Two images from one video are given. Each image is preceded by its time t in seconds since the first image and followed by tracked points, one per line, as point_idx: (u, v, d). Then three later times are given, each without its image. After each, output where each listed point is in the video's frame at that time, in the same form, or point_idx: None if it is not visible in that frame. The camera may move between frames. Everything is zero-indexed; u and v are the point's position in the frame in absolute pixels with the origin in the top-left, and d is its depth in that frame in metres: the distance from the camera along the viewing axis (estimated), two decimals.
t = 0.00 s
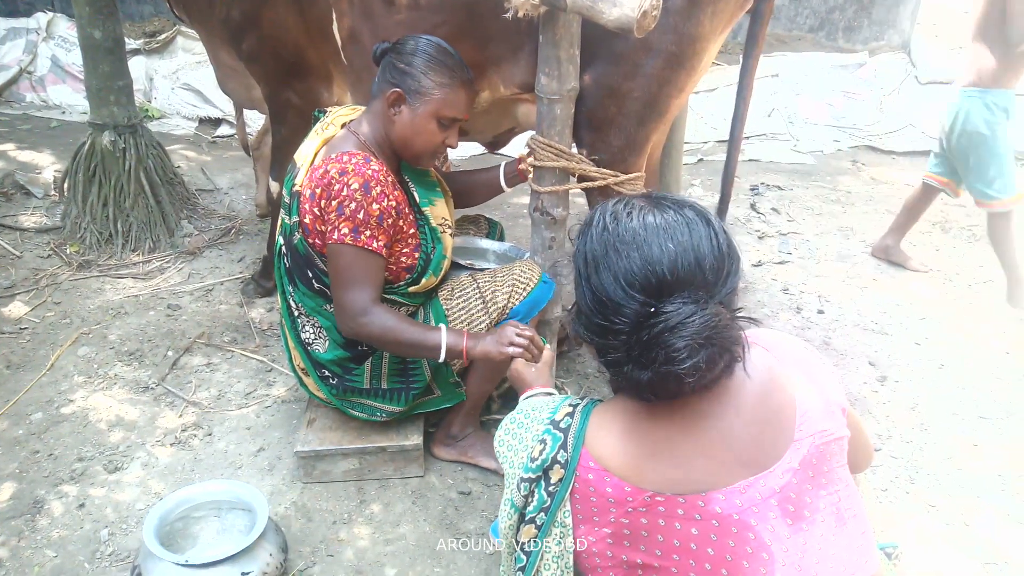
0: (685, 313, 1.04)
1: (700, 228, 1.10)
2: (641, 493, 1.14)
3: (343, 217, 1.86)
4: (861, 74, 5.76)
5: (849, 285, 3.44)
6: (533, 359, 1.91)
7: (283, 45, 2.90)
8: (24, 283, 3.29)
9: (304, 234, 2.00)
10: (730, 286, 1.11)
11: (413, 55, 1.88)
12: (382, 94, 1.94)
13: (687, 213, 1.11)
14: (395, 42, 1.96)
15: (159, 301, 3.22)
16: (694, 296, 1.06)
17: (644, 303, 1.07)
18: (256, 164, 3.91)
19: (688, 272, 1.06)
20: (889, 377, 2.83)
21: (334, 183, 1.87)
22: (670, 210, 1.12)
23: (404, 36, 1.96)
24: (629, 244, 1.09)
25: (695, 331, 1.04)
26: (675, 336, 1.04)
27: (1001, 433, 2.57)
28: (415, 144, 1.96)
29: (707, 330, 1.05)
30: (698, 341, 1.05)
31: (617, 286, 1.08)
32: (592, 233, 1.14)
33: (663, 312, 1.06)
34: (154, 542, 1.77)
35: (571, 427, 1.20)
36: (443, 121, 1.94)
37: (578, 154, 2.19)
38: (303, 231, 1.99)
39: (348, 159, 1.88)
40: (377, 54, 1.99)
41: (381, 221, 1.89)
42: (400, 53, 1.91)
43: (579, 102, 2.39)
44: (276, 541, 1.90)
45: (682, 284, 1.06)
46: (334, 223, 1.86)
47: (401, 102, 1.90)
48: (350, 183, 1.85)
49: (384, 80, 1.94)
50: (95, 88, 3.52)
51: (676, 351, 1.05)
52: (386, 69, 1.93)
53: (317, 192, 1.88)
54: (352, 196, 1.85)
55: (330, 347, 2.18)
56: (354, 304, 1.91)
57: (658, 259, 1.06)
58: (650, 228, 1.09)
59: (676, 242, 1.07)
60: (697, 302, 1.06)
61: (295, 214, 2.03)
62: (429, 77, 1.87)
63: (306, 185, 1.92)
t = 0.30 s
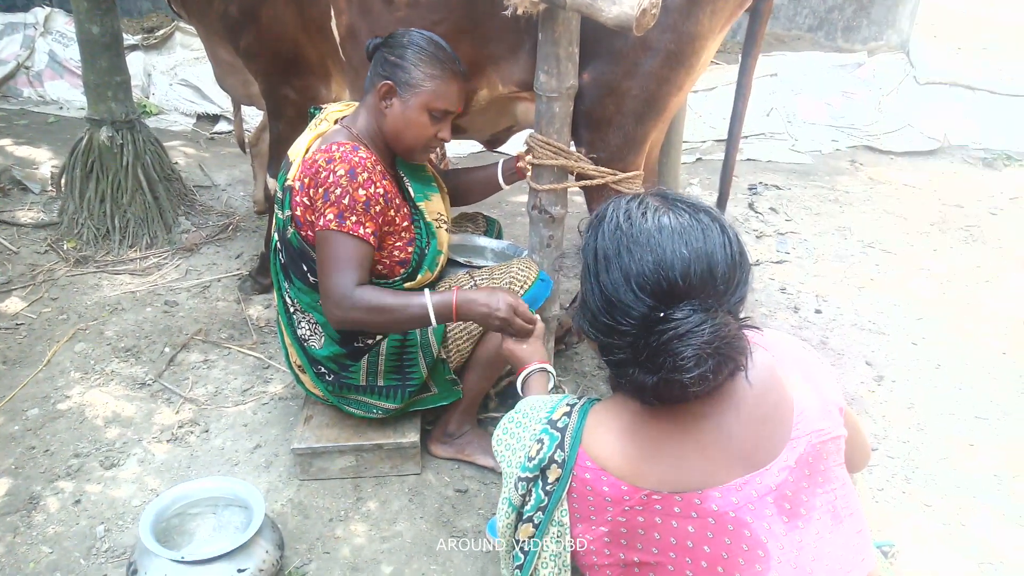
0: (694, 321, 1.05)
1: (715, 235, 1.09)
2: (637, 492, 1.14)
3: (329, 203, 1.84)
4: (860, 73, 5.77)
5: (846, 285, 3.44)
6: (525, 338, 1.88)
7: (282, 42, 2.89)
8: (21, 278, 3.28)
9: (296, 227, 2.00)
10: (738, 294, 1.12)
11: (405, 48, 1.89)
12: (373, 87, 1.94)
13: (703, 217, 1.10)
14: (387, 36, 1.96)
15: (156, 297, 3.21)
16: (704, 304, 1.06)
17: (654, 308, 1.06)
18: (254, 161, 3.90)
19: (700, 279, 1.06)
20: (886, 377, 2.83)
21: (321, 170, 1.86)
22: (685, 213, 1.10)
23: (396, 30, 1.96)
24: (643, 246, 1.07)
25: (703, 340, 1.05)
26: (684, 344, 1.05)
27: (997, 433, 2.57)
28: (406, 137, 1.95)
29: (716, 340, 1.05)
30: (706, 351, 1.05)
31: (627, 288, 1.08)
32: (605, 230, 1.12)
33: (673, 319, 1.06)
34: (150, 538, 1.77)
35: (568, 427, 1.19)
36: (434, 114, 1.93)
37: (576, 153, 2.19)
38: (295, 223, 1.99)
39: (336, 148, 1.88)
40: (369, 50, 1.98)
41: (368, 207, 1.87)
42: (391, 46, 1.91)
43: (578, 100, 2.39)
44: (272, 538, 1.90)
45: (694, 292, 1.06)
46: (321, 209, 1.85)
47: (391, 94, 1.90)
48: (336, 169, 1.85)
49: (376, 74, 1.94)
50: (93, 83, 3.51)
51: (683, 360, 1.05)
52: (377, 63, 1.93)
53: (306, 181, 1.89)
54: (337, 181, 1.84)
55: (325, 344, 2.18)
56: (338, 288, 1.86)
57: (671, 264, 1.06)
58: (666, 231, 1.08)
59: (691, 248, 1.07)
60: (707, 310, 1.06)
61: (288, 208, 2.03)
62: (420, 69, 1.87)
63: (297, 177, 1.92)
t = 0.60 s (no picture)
0: (693, 311, 1.04)
1: (714, 226, 1.09)
2: (638, 481, 1.14)
3: (324, 188, 1.84)
4: (856, 70, 5.78)
5: (842, 282, 3.45)
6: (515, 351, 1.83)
7: (277, 36, 2.88)
8: (14, 272, 3.27)
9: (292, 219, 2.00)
10: (737, 286, 1.11)
11: (397, 39, 1.88)
12: (365, 80, 1.94)
13: (702, 209, 1.10)
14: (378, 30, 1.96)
15: (150, 291, 3.20)
16: (702, 294, 1.06)
17: (652, 298, 1.07)
18: (249, 155, 3.89)
19: (698, 270, 1.06)
20: (880, 373, 2.84)
21: (316, 158, 1.87)
22: (684, 205, 1.10)
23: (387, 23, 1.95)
24: (640, 237, 1.08)
25: (701, 329, 1.04)
26: (681, 333, 1.04)
27: (991, 430, 2.58)
28: (398, 130, 1.95)
29: (713, 330, 1.05)
30: (703, 340, 1.05)
31: (625, 279, 1.08)
32: (604, 222, 1.12)
33: (671, 309, 1.05)
34: (144, 532, 1.77)
35: (572, 413, 1.19)
36: (426, 105, 1.92)
37: (573, 148, 2.18)
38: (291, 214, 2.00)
39: (329, 137, 1.88)
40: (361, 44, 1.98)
41: (363, 191, 1.86)
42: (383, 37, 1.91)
43: (574, 96, 2.39)
44: (266, 532, 1.89)
45: (692, 282, 1.06)
46: (317, 195, 1.85)
47: (383, 85, 1.90)
48: (330, 155, 1.85)
49: (368, 66, 1.93)
50: (88, 76, 3.49)
51: (681, 349, 1.05)
52: (370, 56, 1.93)
53: (300, 170, 1.90)
54: (330, 167, 1.84)
55: (321, 338, 2.18)
56: (333, 272, 1.81)
57: (669, 255, 1.06)
58: (664, 222, 1.08)
59: (689, 238, 1.07)
60: (705, 300, 1.06)
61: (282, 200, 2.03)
62: (411, 60, 1.87)
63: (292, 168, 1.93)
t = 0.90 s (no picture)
0: (695, 309, 1.04)
1: (716, 224, 1.09)
2: (639, 486, 1.14)
3: (320, 193, 1.84)
4: (852, 69, 5.78)
5: (837, 280, 3.45)
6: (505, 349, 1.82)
7: (273, 32, 2.87)
8: (7, 268, 3.25)
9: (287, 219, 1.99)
10: (739, 285, 1.11)
11: (388, 37, 1.86)
12: (361, 80, 1.91)
13: (704, 206, 1.10)
14: (365, 23, 1.92)
15: (144, 288, 3.19)
16: (703, 292, 1.06)
17: (653, 295, 1.06)
18: (244, 152, 3.88)
19: (700, 267, 1.06)
20: (875, 371, 2.85)
21: (309, 160, 1.86)
22: (686, 202, 1.10)
23: (373, 16, 1.92)
24: (643, 233, 1.07)
25: (702, 328, 1.04)
26: (682, 332, 1.04)
27: (985, 428, 2.59)
28: (404, 126, 1.97)
29: (715, 329, 1.05)
30: (704, 339, 1.04)
31: (626, 276, 1.07)
32: (605, 219, 1.12)
33: (672, 307, 1.05)
34: (137, 529, 1.77)
35: (570, 415, 1.18)
36: (428, 99, 1.94)
37: (568, 145, 2.18)
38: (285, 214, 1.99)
39: (323, 138, 1.87)
40: (346, 40, 1.94)
41: (359, 195, 1.86)
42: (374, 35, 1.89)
43: (570, 93, 2.38)
44: (259, 530, 1.89)
45: (694, 280, 1.06)
46: (313, 199, 1.84)
47: (388, 88, 1.89)
48: (325, 158, 1.84)
49: (360, 66, 1.90)
50: (81, 71, 3.47)
51: (682, 348, 1.04)
52: (360, 55, 1.89)
53: (294, 170, 1.89)
54: (325, 170, 1.84)
55: (315, 336, 2.17)
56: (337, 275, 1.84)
57: (671, 252, 1.05)
58: (666, 219, 1.07)
59: (692, 235, 1.07)
60: (707, 299, 1.05)
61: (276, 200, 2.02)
62: (411, 57, 1.87)
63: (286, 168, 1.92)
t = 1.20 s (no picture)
0: (685, 311, 1.04)
1: (704, 222, 1.08)
2: (643, 493, 1.13)
3: (362, 178, 1.87)
4: (849, 64, 5.77)
5: (834, 276, 3.45)
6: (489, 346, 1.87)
7: (268, 26, 2.85)
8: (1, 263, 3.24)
9: (290, 214, 1.99)
10: (732, 283, 1.10)
11: (364, 32, 1.85)
12: (348, 75, 1.90)
13: (691, 205, 1.09)
14: (340, 16, 1.90)
15: (140, 283, 3.17)
16: (693, 293, 1.05)
17: (642, 299, 1.06)
18: (240, 147, 3.86)
19: (689, 268, 1.05)
20: (871, 367, 2.85)
21: (329, 152, 1.86)
22: (672, 201, 1.10)
23: (346, 8, 1.90)
24: (628, 235, 1.07)
25: (693, 331, 1.03)
26: (672, 336, 1.04)
27: (981, 424, 2.59)
28: (398, 113, 2.00)
29: (705, 331, 1.04)
30: (695, 342, 1.04)
31: (614, 280, 1.07)
32: (591, 221, 1.12)
33: (661, 310, 1.05)
34: (132, 525, 1.76)
35: (572, 420, 1.16)
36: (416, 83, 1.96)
37: (565, 140, 2.17)
38: (290, 209, 1.98)
39: (331, 127, 1.88)
40: (322, 35, 1.92)
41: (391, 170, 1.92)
42: (353, 28, 1.88)
43: (568, 88, 2.37)
44: (256, 526, 1.88)
45: (682, 281, 1.05)
46: (357, 187, 1.88)
47: (378, 80, 1.90)
48: (346, 146, 1.85)
49: (344, 61, 1.89)
50: (76, 65, 3.45)
51: (673, 352, 1.04)
52: (342, 51, 1.89)
53: (309, 166, 1.88)
54: (354, 158, 1.86)
55: (310, 333, 2.18)
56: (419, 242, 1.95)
57: (658, 254, 1.05)
58: (651, 219, 1.07)
59: (679, 234, 1.06)
60: (696, 300, 1.05)
61: (273, 196, 2.03)
62: (394, 45, 1.87)
63: (293, 163, 1.90)
